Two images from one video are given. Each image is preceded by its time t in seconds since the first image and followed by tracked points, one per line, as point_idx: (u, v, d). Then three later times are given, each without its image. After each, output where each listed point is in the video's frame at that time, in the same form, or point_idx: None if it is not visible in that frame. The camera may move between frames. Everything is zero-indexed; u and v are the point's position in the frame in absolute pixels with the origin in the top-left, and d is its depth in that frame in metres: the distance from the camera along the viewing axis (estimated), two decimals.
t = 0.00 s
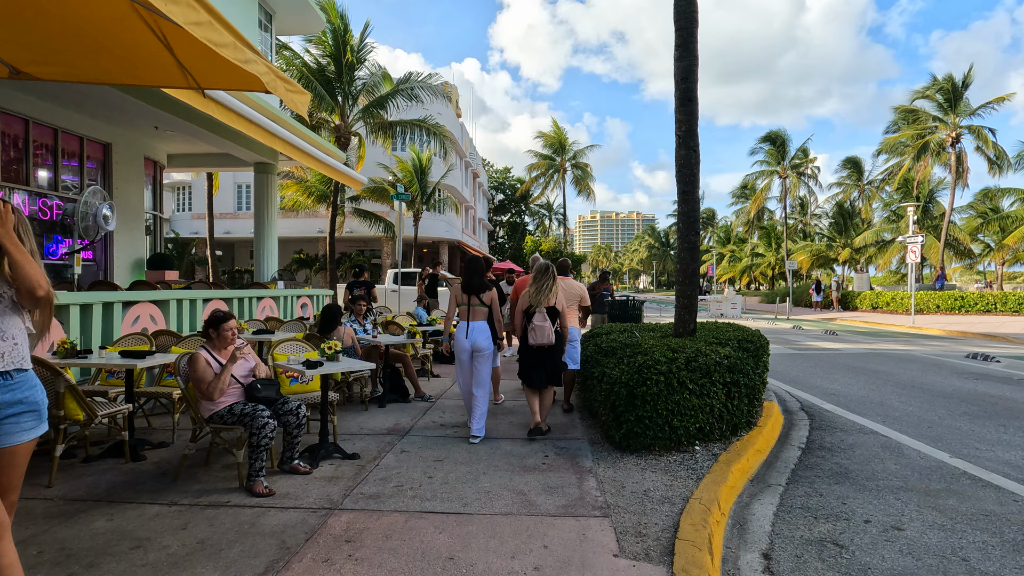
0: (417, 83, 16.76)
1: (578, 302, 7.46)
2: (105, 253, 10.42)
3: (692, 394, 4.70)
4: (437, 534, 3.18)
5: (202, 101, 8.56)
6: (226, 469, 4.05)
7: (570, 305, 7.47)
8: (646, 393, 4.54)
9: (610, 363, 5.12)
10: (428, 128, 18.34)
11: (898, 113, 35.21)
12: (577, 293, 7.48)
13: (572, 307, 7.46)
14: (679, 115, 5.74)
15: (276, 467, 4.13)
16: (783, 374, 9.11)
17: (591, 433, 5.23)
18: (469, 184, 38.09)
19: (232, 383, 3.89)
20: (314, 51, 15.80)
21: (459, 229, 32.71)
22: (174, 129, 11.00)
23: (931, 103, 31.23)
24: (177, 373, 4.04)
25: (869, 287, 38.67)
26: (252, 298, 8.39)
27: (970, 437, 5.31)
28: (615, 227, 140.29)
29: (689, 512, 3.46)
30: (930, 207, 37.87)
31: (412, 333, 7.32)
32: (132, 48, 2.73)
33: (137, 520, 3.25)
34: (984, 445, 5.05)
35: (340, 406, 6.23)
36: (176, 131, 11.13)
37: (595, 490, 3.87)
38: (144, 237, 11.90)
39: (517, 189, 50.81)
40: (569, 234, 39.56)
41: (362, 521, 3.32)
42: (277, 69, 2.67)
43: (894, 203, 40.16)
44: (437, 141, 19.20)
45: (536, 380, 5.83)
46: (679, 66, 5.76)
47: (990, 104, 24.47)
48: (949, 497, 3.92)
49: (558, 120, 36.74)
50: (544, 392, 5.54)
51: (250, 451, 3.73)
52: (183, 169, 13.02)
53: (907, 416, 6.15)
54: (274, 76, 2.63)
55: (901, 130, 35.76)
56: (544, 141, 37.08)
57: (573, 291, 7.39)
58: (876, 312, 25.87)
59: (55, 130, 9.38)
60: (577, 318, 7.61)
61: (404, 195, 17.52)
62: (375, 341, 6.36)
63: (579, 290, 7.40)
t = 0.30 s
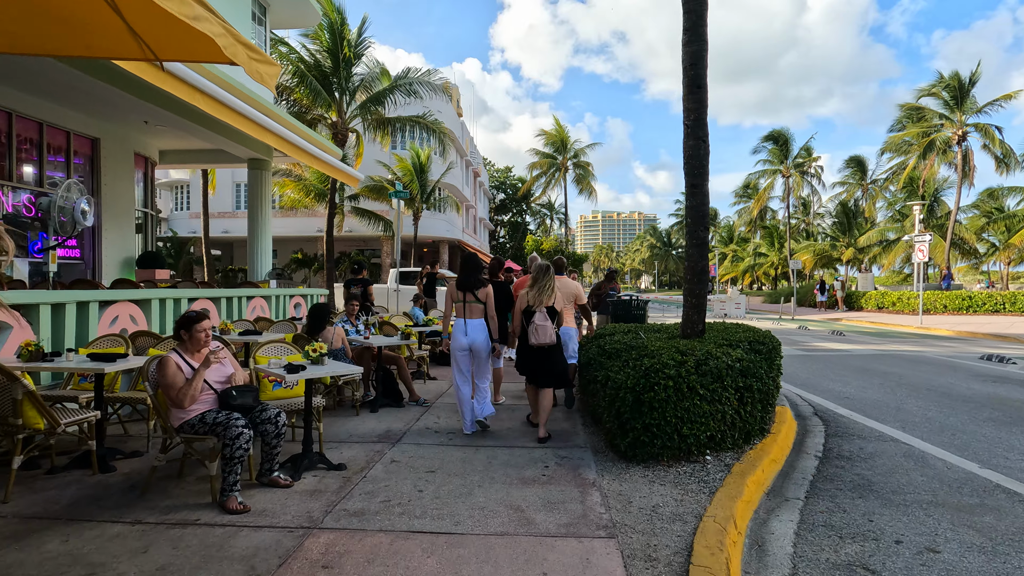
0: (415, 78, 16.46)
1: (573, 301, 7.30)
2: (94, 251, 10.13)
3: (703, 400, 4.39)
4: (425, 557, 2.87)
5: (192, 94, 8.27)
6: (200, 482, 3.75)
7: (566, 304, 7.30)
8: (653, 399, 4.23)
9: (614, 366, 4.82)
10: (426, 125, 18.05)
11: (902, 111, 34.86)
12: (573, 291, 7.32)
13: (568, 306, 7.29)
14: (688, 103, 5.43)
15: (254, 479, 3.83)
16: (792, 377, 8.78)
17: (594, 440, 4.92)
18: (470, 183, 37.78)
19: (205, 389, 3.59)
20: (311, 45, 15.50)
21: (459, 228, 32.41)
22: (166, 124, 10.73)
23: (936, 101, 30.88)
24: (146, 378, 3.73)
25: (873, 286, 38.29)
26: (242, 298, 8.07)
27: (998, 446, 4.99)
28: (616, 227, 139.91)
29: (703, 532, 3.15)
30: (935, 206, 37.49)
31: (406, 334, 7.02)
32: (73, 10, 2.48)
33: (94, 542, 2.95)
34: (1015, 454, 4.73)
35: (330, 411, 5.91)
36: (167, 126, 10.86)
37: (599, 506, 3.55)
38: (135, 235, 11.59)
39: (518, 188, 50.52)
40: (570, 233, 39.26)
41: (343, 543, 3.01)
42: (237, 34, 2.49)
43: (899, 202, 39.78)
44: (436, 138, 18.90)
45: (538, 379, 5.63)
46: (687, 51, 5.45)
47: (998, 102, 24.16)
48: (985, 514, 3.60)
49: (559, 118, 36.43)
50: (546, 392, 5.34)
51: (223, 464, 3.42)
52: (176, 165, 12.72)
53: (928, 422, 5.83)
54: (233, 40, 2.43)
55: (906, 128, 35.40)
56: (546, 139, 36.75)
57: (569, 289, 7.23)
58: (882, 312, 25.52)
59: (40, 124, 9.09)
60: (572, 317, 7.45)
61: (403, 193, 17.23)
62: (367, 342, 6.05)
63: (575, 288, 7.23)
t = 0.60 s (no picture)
0: (413, 76, 16.16)
1: (572, 304, 7.13)
2: (80, 251, 9.85)
3: (713, 412, 4.09)
4: None
5: (181, 90, 8.03)
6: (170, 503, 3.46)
7: (565, 307, 7.12)
8: (660, 412, 3.93)
9: (618, 375, 4.52)
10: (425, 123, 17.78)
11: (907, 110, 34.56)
12: (572, 295, 7.16)
13: (566, 310, 7.11)
14: (695, 95, 5.13)
15: (228, 499, 3.53)
16: (802, 382, 8.46)
17: (597, 454, 4.62)
18: (470, 183, 37.48)
19: (173, 403, 3.29)
20: (306, 42, 15.21)
21: (459, 228, 32.11)
22: (155, 121, 10.46)
23: (942, 100, 30.57)
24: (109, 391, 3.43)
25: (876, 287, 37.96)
26: (230, 300, 7.77)
27: None
28: (617, 227, 139.57)
29: (718, 563, 2.85)
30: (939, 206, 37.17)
31: (399, 339, 6.72)
32: None
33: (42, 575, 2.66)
34: None
35: (318, 420, 5.61)
36: (157, 123, 10.60)
37: (603, 531, 3.26)
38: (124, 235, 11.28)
39: (519, 188, 50.21)
40: (571, 233, 38.96)
41: None
42: (190, 7, 2.71)
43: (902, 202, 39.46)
44: (434, 136, 18.61)
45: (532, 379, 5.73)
46: (694, 39, 5.16)
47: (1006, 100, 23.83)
48: None
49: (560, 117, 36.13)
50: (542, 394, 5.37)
51: (191, 486, 3.12)
52: (167, 163, 12.42)
53: (948, 433, 5.52)
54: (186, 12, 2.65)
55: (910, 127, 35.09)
56: (547, 138, 36.43)
57: (568, 292, 7.06)
58: (887, 313, 25.18)
59: (23, 120, 8.80)
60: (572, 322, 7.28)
61: (401, 192, 16.95)
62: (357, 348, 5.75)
63: (575, 292, 7.07)
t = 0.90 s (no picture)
0: (411, 71, 15.85)
1: (577, 304, 6.82)
2: (66, 249, 9.56)
3: (727, 420, 3.78)
4: None
5: (168, 82, 7.74)
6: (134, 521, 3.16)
7: (570, 306, 6.82)
8: (670, 420, 3.63)
9: (623, 379, 4.23)
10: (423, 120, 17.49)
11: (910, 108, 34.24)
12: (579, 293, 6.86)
13: (571, 309, 6.78)
14: (706, 81, 4.83)
15: (199, 517, 3.22)
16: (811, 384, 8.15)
17: (601, 464, 4.33)
18: (469, 182, 37.14)
19: (134, 413, 2.99)
20: (302, 36, 14.88)
21: (459, 227, 31.80)
22: (144, 115, 10.17)
23: (947, 97, 30.24)
24: (65, 398, 3.12)
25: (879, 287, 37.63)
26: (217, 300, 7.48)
27: None
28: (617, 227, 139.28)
29: None
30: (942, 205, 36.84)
31: (392, 339, 6.42)
32: None
33: None
34: None
35: (306, 426, 5.32)
36: (146, 118, 10.31)
37: (609, 553, 2.95)
38: (113, 232, 10.98)
39: (519, 187, 49.88)
40: (572, 233, 38.63)
41: None
42: None
43: (906, 201, 39.13)
44: (433, 133, 18.30)
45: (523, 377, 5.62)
46: (705, 21, 4.85)
47: (1012, 97, 23.52)
48: None
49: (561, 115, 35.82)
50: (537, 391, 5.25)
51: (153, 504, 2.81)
52: (157, 159, 12.12)
53: (974, 440, 5.21)
54: None
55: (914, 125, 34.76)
56: (547, 137, 36.10)
57: (574, 292, 6.76)
58: (892, 313, 24.84)
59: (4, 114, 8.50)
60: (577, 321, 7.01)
61: (399, 189, 16.65)
62: (346, 350, 5.46)
63: (581, 292, 6.79)
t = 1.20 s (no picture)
0: (409, 69, 15.57)
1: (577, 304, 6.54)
2: (52, 250, 9.30)
3: (740, 435, 3.51)
4: None
5: (151, 75, 7.36)
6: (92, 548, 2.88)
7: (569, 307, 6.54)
8: (678, 436, 3.36)
9: (627, 389, 3.97)
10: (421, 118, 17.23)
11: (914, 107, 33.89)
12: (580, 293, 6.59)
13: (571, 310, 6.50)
14: (715, 71, 4.56)
15: (165, 544, 2.93)
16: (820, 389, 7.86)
17: (603, 479, 4.05)
18: (469, 181, 36.88)
19: (90, 430, 2.73)
20: (297, 33, 14.60)
21: (458, 227, 31.53)
22: (135, 112, 9.91)
23: (951, 96, 29.88)
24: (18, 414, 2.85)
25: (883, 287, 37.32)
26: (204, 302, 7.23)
27: None
28: (618, 227, 139.01)
29: None
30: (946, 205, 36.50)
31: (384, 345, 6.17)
32: None
33: None
34: None
35: (292, 437, 5.05)
36: (136, 115, 10.06)
37: None
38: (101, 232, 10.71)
39: (520, 187, 49.59)
40: (573, 233, 38.38)
41: None
42: None
43: (909, 201, 38.78)
44: (431, 131, 18.03)
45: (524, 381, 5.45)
46: (714, 7, 4.56)
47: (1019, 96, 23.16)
48: None
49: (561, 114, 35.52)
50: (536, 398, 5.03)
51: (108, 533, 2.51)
52: (148, 158, 11.86)
53: (997, 451, 4.93)
54: None
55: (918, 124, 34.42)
56: (547, 136, 35.83)
57: (574, 292, 6.47)
58: (896, 314, 24.55)
59: None
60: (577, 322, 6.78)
61: (397, 189, 16.37)
62: (334, 356, 5.20)
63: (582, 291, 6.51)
